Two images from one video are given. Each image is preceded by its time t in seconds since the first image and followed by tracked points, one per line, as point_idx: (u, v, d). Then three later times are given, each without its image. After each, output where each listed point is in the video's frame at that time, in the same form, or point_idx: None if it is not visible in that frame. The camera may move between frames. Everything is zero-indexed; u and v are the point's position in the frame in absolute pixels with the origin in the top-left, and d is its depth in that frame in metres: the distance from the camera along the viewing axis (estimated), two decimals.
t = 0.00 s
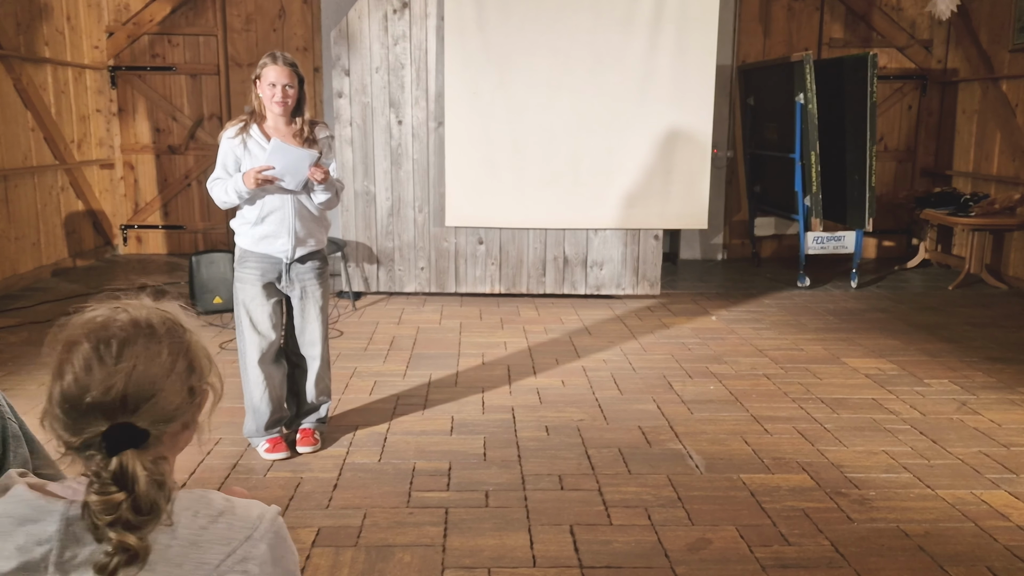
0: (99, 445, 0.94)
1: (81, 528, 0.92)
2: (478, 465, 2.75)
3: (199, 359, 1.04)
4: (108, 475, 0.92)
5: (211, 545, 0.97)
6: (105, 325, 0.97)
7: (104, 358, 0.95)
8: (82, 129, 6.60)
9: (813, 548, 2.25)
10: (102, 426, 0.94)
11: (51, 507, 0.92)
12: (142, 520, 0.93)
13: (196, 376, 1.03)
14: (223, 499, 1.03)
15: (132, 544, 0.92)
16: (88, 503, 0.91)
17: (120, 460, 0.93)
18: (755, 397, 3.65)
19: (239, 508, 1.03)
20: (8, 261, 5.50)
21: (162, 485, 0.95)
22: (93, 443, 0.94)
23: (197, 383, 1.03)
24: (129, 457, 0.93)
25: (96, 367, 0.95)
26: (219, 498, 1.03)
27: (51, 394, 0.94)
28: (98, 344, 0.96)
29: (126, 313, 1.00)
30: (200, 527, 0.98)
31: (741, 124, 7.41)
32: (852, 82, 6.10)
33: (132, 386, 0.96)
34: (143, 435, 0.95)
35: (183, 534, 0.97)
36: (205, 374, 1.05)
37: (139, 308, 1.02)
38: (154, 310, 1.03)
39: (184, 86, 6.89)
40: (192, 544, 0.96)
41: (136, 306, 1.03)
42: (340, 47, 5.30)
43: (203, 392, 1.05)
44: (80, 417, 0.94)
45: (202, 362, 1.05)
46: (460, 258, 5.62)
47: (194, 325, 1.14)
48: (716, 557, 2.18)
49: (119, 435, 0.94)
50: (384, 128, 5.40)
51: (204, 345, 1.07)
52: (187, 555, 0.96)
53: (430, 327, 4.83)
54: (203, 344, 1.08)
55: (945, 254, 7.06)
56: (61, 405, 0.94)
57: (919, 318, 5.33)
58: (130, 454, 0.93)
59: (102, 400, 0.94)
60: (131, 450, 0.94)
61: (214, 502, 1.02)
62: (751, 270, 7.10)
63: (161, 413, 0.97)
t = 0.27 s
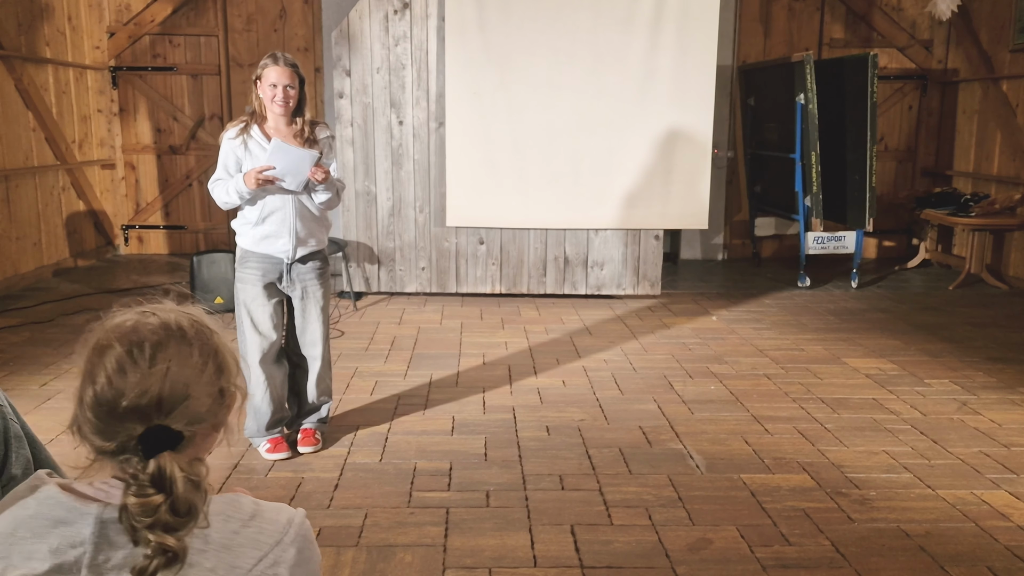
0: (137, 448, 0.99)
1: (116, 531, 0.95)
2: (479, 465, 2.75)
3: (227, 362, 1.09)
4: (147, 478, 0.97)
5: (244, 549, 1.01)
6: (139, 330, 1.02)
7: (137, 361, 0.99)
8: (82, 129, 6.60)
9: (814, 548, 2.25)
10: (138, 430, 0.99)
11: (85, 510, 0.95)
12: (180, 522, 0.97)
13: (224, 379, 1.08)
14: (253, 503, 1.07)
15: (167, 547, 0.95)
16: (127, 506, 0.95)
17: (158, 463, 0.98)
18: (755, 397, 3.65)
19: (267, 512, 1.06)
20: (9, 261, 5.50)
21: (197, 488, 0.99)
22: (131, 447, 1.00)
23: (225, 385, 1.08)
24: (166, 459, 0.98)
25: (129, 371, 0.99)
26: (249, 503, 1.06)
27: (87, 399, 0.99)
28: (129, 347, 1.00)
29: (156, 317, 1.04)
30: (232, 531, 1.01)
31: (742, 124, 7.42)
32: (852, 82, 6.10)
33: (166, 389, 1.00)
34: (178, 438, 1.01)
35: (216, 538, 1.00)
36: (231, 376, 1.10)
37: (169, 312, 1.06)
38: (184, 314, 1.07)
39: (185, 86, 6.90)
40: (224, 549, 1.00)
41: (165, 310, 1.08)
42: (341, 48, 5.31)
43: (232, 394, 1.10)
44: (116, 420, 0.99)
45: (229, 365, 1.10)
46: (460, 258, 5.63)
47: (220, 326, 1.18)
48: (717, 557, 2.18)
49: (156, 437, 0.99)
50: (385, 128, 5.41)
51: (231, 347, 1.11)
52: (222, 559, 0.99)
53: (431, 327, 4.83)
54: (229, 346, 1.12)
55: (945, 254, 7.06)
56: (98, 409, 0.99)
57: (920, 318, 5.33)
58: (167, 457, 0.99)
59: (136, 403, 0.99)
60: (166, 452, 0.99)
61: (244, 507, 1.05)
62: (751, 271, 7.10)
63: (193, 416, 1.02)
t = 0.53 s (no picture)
0: (188, 446, 1.06)
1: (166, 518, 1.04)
2: (478, 465, 2.75)
3: (265, 363, 1.16)
4: (203, 472, 1.04)
5: (271, 535, 1.11)
6: (186, 334, 1.08)
7: (187, 362, 1.06)
8: (83, 130, 6.61)
9: (814, 549, 2.25)
10: (190, 427, 1.06)
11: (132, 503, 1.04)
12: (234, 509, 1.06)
13: (264, 379, 1.15)
14: (275, 482, 1.17)
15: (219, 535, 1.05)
16: (183, 499, 1.04)
17: (214, 459, 1.05)
18: (755, 398, 3.65)
19: (291, 494, 1.16)
20: (9, 261, 5.50)
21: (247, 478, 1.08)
22: (181, 446, 1.06)
23: (265, 385, 1.15)
24: (220, 455, 1.06)
25: (180, 371, 1.06)
26: (272, 482, 1.16)
27: (138, 400, 1.05)
28: (179, 350, 1.07)
29: (197, 322, 1.11)
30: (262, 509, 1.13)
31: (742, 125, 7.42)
32: (852, 82, 6.10)
33: (216, 389, 1.07)
34: (229, 433, 1.09)
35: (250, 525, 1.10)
36: (269, 376, 1.17)
37: (210, 317, 1.13)
38: (224, 319, 1.14)
39: (185, 86, 6.90)
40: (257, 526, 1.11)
41: (205, 315, 1.14)
42: (340, 48, 5.31)
43: (270, 393, 1.17)
44: (169, 419, 1.05)
45: (267, 365, 1.17)
46: (460, 258, 5.62)
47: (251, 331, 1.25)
48: (716, 557, 2.18)
49: (209, 434, 1.06)
50: (385, 129, 5.40)
51: (267, 349, 1.18)
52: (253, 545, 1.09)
53: (431, 327, 4.83)
54: (266, 348, 1.19)
55: (946, 255, 7.06)
56: (151, 409, 1.05)
57: (920, 319, 5.34)
58: (221, 451, 1.06)
59: (188, 403, 1.06)
60: (220, 448, 1.07)
61: (268, 487, 1.15)
62: (752, 271, 7.10)
63: (237, 414, 1.10)
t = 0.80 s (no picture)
0: (225, 424, 1.16)
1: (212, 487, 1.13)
2: (479, 465, 2.76)
3: (293, 348, 1.24)
4: (242, 447, 1.14)
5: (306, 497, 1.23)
6: (219, 321, 1.17)
7: (220, 346, 1.15)
8: (84, 131, 6.62)
9: (813, 548, 2.26)
10: (224, 407, 1.15)
11: (182, 474, 1.12)
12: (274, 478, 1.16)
13: (292, 362, 1.23)
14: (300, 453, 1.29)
15: (271, 499, 1.16)
16: (227, 472, 1.13)
17: (251, 435, 1.14)
18: (754, 398, 3.67)
19: (316, 463, 1.29)
20: (11, 261, 5.51)
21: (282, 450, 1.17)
22: (219, 423, 1.16)
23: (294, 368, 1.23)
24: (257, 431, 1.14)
25: (215, 355, 1.15)
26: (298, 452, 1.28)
27: (174, 381, 1.14)
28: (213, 335, 1.15)
29: (229, 308, 1.19)
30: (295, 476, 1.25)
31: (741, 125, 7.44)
32: (850, 83, 6.12)
33: (249, 371, 1.16)
34: (261, 412, 1.17)
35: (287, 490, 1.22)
36: (296, 359, 1.25)
37: (240, 305, 1.21)
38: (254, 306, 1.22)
39: (187, 88, 6.91)
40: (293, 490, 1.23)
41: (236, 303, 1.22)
42: (342, 50, 5.32)
43: (299, 374, 1.25)
44: (205, 399, 1.14)
45: (294, 350, 1.25)
46: (461, 259, 5.64)
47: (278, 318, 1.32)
48: (715, 557, 2.20)
49: (244, 412, 1.15)
50: (386, 130, 5.42)
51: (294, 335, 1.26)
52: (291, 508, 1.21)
53: (432, 327, 4.85)
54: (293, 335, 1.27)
55: (944, 255, 7.07)
56: (188, 390, 1.14)
57: (918, 318, 5.35)
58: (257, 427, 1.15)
59: (224, 384, 1.15)
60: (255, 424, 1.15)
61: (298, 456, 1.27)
62: (750, 271, 7.12)
63: (268, 394, 1.18)
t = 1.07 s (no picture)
0: (236, 403, 1.17)
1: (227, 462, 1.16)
2: (479, 465, 2.77)
3: (297, 331, 1.27)
4: (255, 425, 1.15)
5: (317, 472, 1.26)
6: (227, 304, 1.20)
7: (231, 330, 1.18)
8: (85, 131, 6.63)
9: (812, 548, 2.27)
10: (235, 387, 1.18)
11: (206, 444, 1.15)
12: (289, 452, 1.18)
13: (297, 344, 1.26)
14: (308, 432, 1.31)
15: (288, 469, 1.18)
16: (244, 449, 1.15)
17: (262, 412, 1.16)
18: (754, 397, 3.68)
19: (322, 440, 1.32)
20: (13, 261, 5.52)
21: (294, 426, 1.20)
22: (230, 403, 1.18)
23: (298, 350, 1.27)
24: (267, 409, 1.17)
25: (226, 337, 1.17)
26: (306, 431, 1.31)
27: (186, 363, 1.16)
28: (224, 318, 1.18)
29: (238, 293, 1.22)
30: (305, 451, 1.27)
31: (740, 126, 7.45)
32: (849, 84, 6.13)
33: (257, 352, 1.19)
34: (271, 390, 1.19)
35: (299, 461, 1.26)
36: (301, 342, 1.28)
37: (246, 288, 1.24)
38: (260, 290, 1.25)
39: (188, 89, 6.92)
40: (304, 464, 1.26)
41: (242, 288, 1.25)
42: (342, 51, 5.33)
43: (303, 356, 1.29)
44: (217, 380, 1.17)
45: (299, 334, 1.28)
46: (461, 259, 5.65)
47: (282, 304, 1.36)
48: (715, 556, 2.20)
49: (255, 391, 1.18)
50: (387, 131, 5.43)
51: (298, 320, 1.30)
52: (306, 475, 1.25)
53: (432, 327, 4.85)
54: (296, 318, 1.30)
55: (943, 255, 7.08)
56: (200, 371, 1.17)
57: (917, 318, 5.36)
58: (269, 406, 1.18)
59: (235, 365, 1.18)
60: (266, 402, 1.18)
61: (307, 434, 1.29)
62: (750, 271, 7.13)
63: (275, 374, 1.21)
